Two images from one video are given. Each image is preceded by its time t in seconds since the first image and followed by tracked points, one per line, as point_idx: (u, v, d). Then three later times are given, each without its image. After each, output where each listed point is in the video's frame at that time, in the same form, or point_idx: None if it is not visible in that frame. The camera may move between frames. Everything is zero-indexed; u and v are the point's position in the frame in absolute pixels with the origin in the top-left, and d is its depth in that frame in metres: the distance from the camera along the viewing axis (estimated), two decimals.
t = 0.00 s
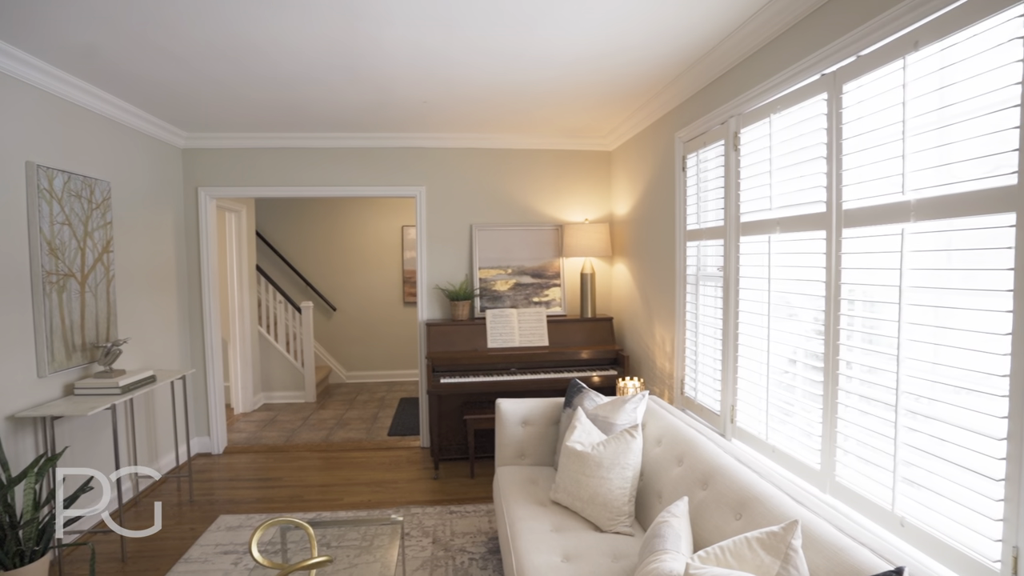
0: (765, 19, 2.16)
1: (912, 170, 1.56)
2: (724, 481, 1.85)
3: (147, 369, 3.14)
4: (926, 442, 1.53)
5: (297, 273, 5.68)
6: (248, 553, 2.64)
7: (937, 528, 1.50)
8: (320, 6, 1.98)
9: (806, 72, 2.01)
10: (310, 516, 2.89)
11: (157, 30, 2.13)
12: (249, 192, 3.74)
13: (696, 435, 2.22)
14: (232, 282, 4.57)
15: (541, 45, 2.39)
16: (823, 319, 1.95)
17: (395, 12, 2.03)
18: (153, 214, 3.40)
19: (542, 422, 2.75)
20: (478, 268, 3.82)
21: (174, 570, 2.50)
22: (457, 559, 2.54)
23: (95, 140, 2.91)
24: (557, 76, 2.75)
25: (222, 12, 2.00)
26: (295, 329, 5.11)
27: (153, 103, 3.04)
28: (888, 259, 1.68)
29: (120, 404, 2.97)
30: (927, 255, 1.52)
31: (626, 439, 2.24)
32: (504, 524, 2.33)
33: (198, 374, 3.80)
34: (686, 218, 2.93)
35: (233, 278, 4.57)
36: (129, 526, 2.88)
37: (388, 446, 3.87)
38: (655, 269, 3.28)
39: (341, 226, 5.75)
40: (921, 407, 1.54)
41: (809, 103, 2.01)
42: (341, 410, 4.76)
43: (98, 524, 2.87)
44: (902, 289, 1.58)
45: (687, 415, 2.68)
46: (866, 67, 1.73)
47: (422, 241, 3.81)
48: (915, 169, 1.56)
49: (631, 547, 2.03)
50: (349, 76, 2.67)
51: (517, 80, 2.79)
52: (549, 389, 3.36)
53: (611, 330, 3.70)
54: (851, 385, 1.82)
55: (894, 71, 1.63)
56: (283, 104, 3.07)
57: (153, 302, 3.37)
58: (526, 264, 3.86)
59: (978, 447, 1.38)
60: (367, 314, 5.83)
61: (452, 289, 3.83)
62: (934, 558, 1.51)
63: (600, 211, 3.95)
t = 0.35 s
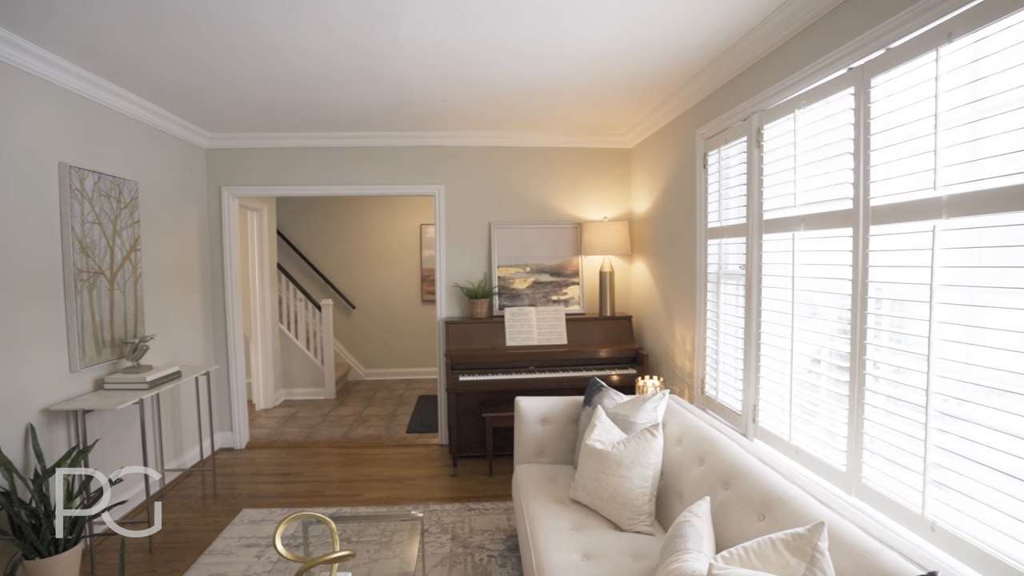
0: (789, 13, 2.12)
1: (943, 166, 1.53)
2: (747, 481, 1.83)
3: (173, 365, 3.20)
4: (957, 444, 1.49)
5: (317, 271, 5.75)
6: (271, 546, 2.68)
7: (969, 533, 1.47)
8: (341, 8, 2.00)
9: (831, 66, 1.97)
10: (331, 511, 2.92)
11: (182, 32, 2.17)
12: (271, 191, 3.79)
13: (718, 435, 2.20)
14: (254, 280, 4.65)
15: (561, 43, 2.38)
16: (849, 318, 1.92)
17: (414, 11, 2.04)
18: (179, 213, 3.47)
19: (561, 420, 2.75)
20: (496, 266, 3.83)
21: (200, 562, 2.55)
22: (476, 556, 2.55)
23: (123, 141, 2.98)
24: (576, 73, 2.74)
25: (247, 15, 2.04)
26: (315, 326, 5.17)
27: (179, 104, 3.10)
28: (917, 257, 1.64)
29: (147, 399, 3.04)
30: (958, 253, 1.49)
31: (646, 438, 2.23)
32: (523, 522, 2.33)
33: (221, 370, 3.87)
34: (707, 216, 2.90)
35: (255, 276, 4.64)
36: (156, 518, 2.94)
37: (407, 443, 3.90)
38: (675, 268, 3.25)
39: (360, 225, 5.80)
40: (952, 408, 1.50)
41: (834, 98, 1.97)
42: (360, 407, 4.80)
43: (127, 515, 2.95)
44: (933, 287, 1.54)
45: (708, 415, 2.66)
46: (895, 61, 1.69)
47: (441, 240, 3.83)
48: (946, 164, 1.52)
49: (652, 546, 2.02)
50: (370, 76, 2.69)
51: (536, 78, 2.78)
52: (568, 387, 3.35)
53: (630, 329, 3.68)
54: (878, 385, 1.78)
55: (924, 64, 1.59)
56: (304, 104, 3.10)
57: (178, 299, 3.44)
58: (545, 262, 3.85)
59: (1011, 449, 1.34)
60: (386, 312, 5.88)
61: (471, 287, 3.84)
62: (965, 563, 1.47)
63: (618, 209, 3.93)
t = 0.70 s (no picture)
0: (812, 7, 2.09)
1: (974, 161, 1.49)
2: (769, 481, 1.81)
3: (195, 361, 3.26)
4: (988, 447, 1.46)
5: (334, 269, 5.80)
6: (291, 541, 2.72)
7: (1001, 538, 1.43)
8: (360, 6, 2.02)
9: (856, 61, 1.94)
10: (350, 507, 2.95)
11: (205, 33, 2.21)
12: (291, 190, 3.84)
13: (738, 435, 2.17)
14: (274, 278, 4.71)
15: (580, 40, 2.38)
16: (874, 317, 1.88)
17: (433, 10, 2.05)
18: (201, 212, 3.53)
19: (578, 419, 2.75)
20: (513, 265, 3.83)
21: (222, 555, 2.60)
22: (493, 554, 2.56)
23: (148, 142, 3.04)
24: (594, 70, 2.73)
25: (269, 15, 2.07)
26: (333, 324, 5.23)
27: (201, 105, 3.15)
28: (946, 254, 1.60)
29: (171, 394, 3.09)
30: (990, 250, 1.45)
31: (665, 437, 2.21)
32: (541, 520, 2.32)
33: (242, 366, 3.93)
34: (727, 214, 2.87)
35: (275, 274, 4.71)
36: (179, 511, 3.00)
37: (424, 441, 3.92)
38: (694, 266, 3.22)
39: (377, 223, 5.85)
40: (983, 410, 1.46)
41: (859, 93, 1.93)
42: (377, 404, 4.84)
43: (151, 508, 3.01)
44: (963, 285, 1.51)
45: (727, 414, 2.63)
46: (923, 54, 1.65)
47: (458, 238, 3.85)
48: (977, 160, 1.48)
49: (671, 546, 2.00)
50: (389, 75, 2.71)
51: (554, 76, 2.78)
52: (585, 386, 3.34)
53: (647, 327, 3.66)
54: (904, 386, 1.75)
55: (954, 58, 1.56)
56: (323, 104, 3.13)
57: (200, 296, 3.50)
58: (562, 260, 3.84)
59: None
60: (403, 310, 5.92)
61: (487, 285, 3.85)
62: (995, 568, 1.44)
63: (636, 207, 3.91)
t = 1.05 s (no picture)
0: None
1: (1011, 155, 1.44)
2: (793, 482, 1.78)
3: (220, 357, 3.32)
4: None
5: (354, 268, 5.86)
6: (313, 535, 2.76)
7: None
8: (383, 6, 2.03)
9: (885, 54, 1.89)
10: (370, 503, 2.98)
11: (230, 34, 2.25)
12: (312, 189, 3.89)
13: (762, 435, 2.14)
14: (295, 276, 4.78)
15: (600, 37, 2.37)
16: (903, 316, 1.84)
17: (454, 8, 2.06)
18: (225, 211, 3.60)
19: (598, 417, 2.74)
20: (533, 263, 3.83)
21: (246, 547, 2.65)
22: (512, 551, 2.56)
23: (174, 142, 3.11)
24: (614, 67, 2.72)
25: (293, 16, 2.10)
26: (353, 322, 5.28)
27: (226, 106, 3.21)
28: (979, 252, 1.56)
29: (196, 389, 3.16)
30: None
31: (687, 436, 2.19)
32: (561, 518, 2.32)
33: (264, 363, 3.99)
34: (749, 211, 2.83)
35: (296, 272, 4.77)
36: (204, 504, 3.06)
37: (442, 438, 3.95)
38: (716, 264, 3.19)
39: (396, 222, 5.89)
40: (1019, 412, 1.42)
41: (888, 87, 1.89)
42: (396, 401, 4.88)
43: (178, 500, 3.07)
44: (998, 284, 1.46)
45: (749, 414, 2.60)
46: (957, 45, 1.61)
47: (477, 236, 3.86)
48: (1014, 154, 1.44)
49: (692, 547, 1.98)
50: (410, 74, 2.73)
51: (573, 73, 2.77)
52: (604, 385, 3.33)
53: (667, 326, 3.63)
54: (935, 387, 1.70)
55: (990, 49, 1.51)
56: (345, 103, 3.16)
57: (224, 294, 3.57)
58: (581, 259, 3.83)
59: None
60: (421, 308, 5.96)
61: (506, 283, 3.86)
62: None
63: (655, 205, 3.88)
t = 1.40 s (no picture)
0: None
1: None
2: (816, 483, 1.75)
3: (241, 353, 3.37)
4: None
5: (371, 266, 5.91)
6: (332, 530, 2.79)
7: None
8: (402, 6, 2.05)
9: (912, 48, 1.85)
10: (387, 499, 3.00)
11: (251, 35, 2.28)
12: (330, 188, 3.92)
13: (783, 436, 2.11)
14: (313, 274, 4.83)
15: (618, 35, 2.36)
16: (930, 316, 1.80)
17: (471, 7, 2.06)
18: (245, 210, 3.65)
19: (616, 416, 2.72)
20: (550, 261, 3.82)
21: (266, 541, 2.69)
22: (529, 549, 2.56)
23: (197, 143, 3.16)
24: (632, 65, 2.70)
25: (314, 17, 2.13)
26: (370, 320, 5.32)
27: (247, 106, 3.26)
28: (1012, 249, 1.51)
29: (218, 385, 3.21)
30: None
31: (707, 436, 2.17)
32: (578, 517, 2.31)
33: (284, 360, 4.05)
34: (770, 209, 2.79)
35: (314, 270, 4.82)
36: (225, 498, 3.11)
37: (458, 436, 3.96)
38: (735, 262, 3.15)
39: (413, 220, 5.92)
40: None
41: (915, 81, 1.84)
42: (413, 399, 4.91)
43: (200, 494, 3.13)
44: None
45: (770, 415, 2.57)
46: (988, 37, 1.56)
47: (494, 235, 3.86)
48: None
49: (712, 547, 1.97)
50: (427, 73, 2.74)
51: (591, 71, 2.76)
52: (621, 384, 3.31)
53: (685, 325, 3.60)
54: (963, 388, 1.66)
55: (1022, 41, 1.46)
56: (363, 103, 3.19)
57: (245, 292, 3.62)
58: (598, 257, 3.82)
59: None
60: (437, 306, 5.98)
61: (523, 282, 3.86)
62: None
63: (674, 203, 3.85)
